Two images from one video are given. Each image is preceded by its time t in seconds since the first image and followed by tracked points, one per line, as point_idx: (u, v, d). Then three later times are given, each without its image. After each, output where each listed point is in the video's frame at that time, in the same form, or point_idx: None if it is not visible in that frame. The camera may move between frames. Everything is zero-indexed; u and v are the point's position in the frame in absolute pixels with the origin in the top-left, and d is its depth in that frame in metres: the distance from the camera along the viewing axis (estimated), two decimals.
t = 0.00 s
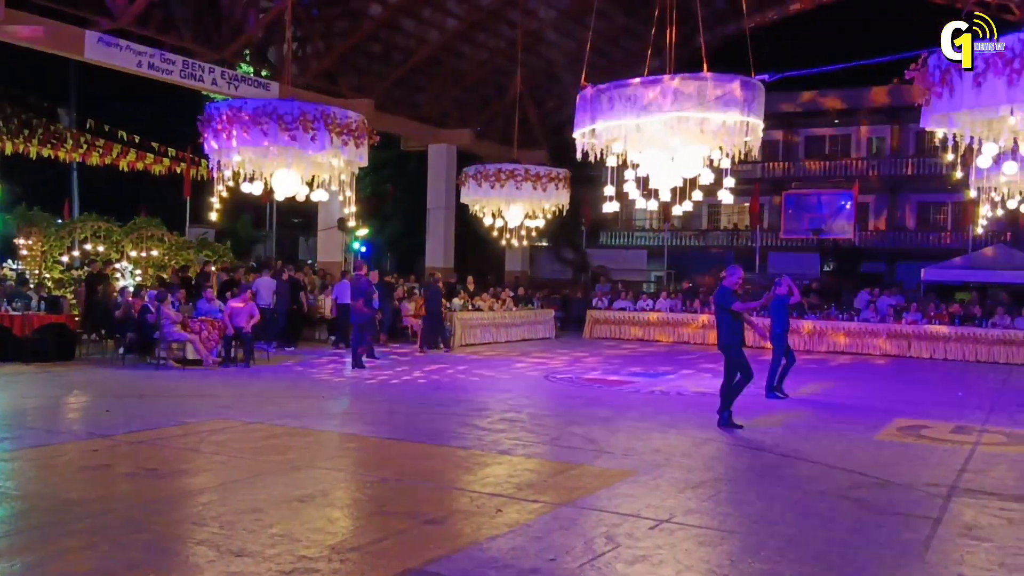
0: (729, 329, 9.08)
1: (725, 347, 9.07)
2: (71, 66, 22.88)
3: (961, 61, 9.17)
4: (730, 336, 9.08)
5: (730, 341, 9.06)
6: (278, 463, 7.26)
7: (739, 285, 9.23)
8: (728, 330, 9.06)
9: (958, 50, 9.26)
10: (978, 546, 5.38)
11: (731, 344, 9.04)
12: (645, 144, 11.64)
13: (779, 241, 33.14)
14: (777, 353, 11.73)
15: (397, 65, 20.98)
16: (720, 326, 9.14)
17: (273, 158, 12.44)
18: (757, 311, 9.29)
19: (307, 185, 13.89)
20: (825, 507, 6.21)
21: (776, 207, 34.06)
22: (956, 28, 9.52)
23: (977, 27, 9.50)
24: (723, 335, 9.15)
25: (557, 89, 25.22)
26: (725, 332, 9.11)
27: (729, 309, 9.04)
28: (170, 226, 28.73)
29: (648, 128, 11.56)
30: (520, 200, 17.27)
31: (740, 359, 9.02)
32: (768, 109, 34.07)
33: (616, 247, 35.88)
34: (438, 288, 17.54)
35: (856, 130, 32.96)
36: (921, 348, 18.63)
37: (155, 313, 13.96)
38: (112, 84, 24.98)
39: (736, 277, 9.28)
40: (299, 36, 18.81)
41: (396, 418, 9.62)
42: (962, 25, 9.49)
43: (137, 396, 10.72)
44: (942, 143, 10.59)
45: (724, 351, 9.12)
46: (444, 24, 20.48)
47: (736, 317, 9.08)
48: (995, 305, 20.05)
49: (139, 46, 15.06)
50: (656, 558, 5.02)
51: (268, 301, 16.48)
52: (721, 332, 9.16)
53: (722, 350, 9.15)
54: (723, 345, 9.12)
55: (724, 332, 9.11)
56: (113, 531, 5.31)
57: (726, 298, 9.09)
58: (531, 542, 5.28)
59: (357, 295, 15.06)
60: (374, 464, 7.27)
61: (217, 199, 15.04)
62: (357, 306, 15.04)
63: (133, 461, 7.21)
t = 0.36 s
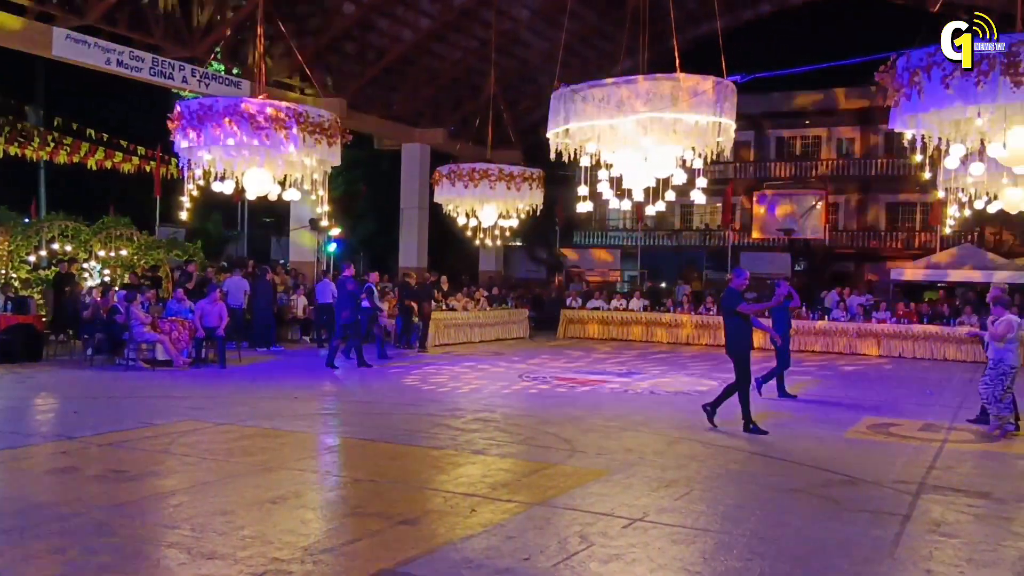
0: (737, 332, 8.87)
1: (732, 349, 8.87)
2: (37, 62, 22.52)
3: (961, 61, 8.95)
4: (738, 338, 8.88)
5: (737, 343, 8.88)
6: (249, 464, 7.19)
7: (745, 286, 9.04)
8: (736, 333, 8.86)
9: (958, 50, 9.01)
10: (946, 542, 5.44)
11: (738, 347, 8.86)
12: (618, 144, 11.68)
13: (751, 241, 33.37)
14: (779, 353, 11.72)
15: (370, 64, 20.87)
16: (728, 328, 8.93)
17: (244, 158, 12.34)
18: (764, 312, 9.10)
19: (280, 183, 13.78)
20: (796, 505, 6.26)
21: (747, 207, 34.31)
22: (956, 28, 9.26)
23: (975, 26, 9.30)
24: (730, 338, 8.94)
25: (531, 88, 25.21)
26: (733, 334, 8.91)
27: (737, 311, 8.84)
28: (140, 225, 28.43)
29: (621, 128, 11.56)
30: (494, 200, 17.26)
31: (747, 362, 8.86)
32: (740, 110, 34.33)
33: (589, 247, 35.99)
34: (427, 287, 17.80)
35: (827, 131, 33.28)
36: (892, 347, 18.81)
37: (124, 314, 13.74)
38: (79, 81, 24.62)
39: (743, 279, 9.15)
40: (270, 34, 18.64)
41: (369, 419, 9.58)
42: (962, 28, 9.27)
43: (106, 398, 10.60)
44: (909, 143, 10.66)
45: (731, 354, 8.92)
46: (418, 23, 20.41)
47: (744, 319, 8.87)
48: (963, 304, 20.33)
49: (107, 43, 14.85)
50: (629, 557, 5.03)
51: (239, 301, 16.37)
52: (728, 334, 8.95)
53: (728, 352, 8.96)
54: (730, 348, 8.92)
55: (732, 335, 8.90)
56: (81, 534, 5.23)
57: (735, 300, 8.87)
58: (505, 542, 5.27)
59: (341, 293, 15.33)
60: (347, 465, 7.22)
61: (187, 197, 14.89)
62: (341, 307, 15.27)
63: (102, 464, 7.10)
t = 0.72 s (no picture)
0: (745, 331, 9.00)
1: (739, 348, 8.99)
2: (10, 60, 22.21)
3: (961, 62, 8.89)
4: (746, 338, 8.99)
5: (745, 343, 8.98)
6: (227, 465, 7.15)
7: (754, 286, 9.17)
8: (742, 332, 8.98)
9: (958, 50, 8.94)
10: (922, 539, 5.49)
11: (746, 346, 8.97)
12: (598, 144, 11.71)
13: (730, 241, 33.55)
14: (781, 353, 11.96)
15: (350, 63, 20.76)
16: (736, 326, 9.05)
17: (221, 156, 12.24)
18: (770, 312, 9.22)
19: (258, 182, 13.69)
20: (775, 503, 6.29)
21: (726, 207, 34.50)
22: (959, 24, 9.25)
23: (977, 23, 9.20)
24: (738, 338, 9.04)
25: (511, 88, 25.19)
26: (741, 333, 9.02)
27: (746, 310, 8.98)
28: (116, 224, 28.19)
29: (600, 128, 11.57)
30: (473, 200, 17.25)
31: (753, 360, 9.00)
32: (719, 111, 34.50)
33: (569, 246, 36.05)
34: (427, 288, 18.10)
35: (804, 132, 33.51)
36: (868, 346, 18.95)
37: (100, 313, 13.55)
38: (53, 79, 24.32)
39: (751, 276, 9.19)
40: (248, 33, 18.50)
41: (347, 419, 9.56)
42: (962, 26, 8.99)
43: (81, 398, 10.51)
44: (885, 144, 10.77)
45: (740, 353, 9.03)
46: (397, 22, 20.33)
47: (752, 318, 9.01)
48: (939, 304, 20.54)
49: (83, 41, 14.69)
50: (609, 556, 5.04)
51: (216, 301, 16.27)
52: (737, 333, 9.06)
53: (735, 352, 9.05)
54: (737, 347, 9.02)
55: (740, 334, 9.02)
56: (56, 537, 5.17)
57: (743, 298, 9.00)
58: (485, 542, 5.26)
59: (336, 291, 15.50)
60: (326, 466, 7.19)
61: (164, 197, 14.77)
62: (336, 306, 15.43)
63: (77, 465, 7.03)
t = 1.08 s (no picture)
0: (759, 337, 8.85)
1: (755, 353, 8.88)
2: None
3: (961, 62, 8.78)
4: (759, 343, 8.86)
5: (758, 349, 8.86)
6: (205, 466, 7.10)
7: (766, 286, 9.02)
8: (754, 337, 8.85)
9: (958, 50, 8.82)
10: (898, 537, 5.53)
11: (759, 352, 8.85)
12: (578, 144, 11.72)
13: (708, 241, 33.67)
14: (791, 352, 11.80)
15: (329, 62, 20.66)
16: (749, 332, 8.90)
17: (199, 154, 12.19)
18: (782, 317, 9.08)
19: (236, 181, 13.64)
20: (753, 502, 6.32)
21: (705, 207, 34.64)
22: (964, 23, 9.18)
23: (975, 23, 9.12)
24: (752, 341, 8.92)
25: (490, 88, 25.17)
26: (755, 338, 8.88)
27: (757, 317, 8.79)
28: (92, 224, 27.94)
29: (580, 128, 11.59)
30: (453, 199, 17.21)
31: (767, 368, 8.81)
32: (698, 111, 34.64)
33: (549, 246, 36.05)
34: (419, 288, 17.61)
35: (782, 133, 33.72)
36: (845, 345, 19.08)
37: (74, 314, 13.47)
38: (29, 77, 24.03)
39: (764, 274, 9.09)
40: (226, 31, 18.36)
41: (326, 419, 9.51)
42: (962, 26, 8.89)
43: (56, 399, 10.40)
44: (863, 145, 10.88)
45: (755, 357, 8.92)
46: (377, 21, 20.25)
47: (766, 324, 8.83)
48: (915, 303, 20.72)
49: (58, 38, 14.53)
50: (589, 555, 5.04)
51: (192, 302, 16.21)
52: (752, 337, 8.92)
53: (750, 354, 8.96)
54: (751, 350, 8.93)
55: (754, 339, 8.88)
56: (32, 539, 5.11)
57: (758, 304, 8.79)
58: (465, 542, 5.25)
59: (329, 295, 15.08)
60: (306, 467, 7.14)
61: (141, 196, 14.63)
62: (328, 310, 15.07)
63: (53, 467, 6.95)
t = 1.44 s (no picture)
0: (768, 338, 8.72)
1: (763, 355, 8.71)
2: None
3: (961, 61, 8.80)
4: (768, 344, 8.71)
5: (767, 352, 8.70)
6: (180, 468, 7.03)
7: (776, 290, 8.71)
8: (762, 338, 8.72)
9: (958, 51, 8.89)
10: (873, 534, 5.58)
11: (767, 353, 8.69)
12: (555, 144, 11.71)
13: (685, 241, 33.81)
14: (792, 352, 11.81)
15: (305, 61, 20.54)
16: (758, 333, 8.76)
17: (174, 154, 12.09)
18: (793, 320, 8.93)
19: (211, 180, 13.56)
20: (729, 500, 6.35)
21: (681, 207, 34.80)
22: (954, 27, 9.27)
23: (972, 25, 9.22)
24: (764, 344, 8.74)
25: (468, 88, 25.16)
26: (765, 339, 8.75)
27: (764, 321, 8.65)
28: (65, 224, 27.61)
29: (558, 128, 11.60)
30: (430, 199, 17.16)
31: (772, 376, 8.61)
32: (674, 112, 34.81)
33: (526, 246, 36.06)
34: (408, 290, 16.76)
35: (758, 134, 33.97)
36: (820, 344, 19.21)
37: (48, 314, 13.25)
38: None
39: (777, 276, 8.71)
40: (201, 29, 18.19)
41: (302, 420, 9.45)
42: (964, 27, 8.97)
43: (29, 401, 10.27)
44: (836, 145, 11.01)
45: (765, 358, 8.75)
46: (354, 20, 20.15)
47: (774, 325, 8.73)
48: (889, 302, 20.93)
49: (30, 36, 14.33)
50: (567, 555, 5.04)
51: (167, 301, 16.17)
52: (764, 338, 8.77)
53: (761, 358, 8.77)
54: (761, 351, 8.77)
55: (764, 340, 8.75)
56: (3, 543, 5.03)
57: (767, 304, 8.67)
58: (443, 542, 5.24)
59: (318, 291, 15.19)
60: (282, 468, 7.09)
61: (114, 195, 14.49)
62: (317, 306, 15.19)
63: (24, 469, 6.86)
